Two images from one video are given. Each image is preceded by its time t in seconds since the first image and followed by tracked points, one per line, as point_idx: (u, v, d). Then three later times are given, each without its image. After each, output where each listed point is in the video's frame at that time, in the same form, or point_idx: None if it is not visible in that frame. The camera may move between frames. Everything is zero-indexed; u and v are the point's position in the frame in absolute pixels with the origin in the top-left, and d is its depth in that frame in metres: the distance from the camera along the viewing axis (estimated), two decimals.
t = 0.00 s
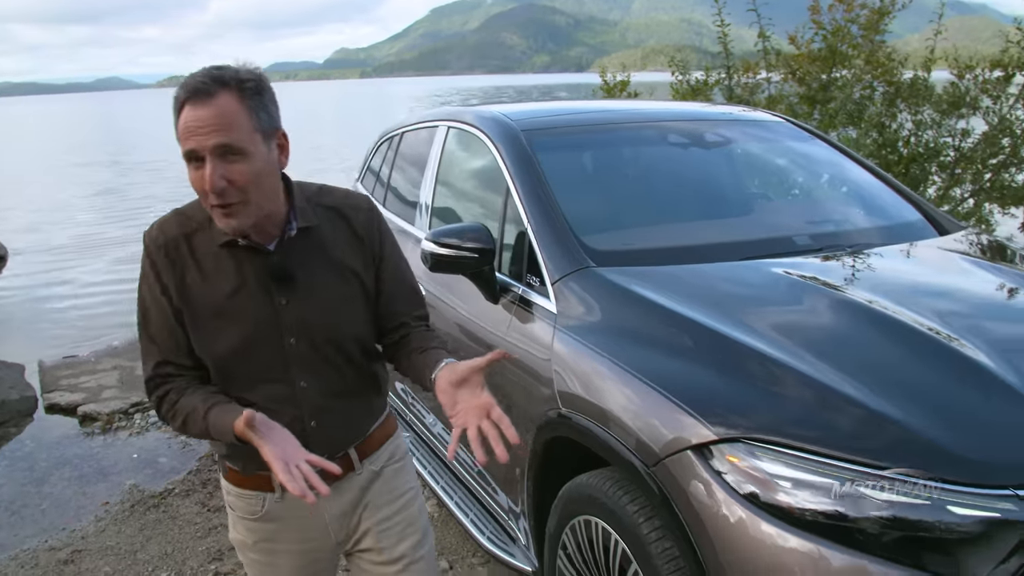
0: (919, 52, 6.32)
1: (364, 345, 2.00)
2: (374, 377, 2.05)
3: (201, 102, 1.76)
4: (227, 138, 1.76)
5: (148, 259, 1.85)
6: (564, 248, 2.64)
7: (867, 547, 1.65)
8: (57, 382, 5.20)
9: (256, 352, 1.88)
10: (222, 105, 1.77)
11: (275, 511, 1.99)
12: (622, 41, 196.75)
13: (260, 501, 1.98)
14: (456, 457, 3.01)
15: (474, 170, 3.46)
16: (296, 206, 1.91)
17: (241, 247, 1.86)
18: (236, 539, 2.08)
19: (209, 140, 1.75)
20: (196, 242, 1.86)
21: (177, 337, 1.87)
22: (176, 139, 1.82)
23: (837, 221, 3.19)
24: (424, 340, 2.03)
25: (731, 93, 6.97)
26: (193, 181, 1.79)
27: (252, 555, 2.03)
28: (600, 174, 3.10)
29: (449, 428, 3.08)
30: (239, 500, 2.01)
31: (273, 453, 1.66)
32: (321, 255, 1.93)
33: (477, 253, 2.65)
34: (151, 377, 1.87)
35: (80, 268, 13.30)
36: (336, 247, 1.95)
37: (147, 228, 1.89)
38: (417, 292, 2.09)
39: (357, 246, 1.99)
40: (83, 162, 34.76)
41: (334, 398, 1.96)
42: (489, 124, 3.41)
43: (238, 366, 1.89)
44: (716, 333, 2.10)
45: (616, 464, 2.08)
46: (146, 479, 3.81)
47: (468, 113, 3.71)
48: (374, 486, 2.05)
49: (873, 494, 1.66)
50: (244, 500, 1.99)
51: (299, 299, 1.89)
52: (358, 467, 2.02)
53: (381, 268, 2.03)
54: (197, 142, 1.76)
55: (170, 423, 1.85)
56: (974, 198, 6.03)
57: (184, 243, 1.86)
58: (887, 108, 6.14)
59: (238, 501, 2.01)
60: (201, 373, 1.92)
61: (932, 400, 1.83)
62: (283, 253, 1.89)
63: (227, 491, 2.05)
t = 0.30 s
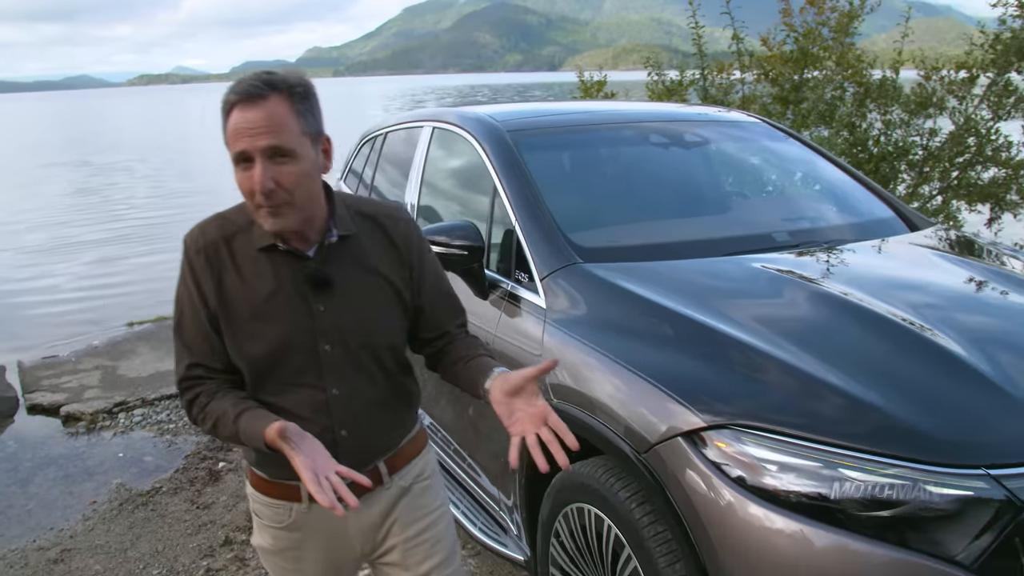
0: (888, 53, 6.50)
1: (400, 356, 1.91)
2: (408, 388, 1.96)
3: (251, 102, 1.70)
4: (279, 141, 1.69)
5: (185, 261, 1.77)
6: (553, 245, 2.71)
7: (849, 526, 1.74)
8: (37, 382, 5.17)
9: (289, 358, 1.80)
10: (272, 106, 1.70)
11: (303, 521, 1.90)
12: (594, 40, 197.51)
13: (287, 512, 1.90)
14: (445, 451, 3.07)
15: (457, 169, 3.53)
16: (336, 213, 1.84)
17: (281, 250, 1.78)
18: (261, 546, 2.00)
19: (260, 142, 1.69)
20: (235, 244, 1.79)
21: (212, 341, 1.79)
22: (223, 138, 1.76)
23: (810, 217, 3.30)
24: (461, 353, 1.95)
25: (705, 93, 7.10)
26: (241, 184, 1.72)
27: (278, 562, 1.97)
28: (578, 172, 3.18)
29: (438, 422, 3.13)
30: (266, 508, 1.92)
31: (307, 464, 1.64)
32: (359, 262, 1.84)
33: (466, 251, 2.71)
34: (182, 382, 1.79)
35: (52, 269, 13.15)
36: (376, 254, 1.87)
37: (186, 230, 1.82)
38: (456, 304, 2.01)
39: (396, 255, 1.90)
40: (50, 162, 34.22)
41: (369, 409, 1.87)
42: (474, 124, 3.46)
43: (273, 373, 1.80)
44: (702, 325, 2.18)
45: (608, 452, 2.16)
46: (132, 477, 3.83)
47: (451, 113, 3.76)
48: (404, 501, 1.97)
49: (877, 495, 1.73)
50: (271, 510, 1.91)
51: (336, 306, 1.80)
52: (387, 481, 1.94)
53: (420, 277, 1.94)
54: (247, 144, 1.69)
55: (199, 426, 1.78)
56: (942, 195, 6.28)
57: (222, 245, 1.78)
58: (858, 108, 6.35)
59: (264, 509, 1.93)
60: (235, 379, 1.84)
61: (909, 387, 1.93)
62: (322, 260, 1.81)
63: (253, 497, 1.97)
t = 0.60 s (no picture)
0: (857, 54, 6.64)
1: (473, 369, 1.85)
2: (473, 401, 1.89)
3: (369, 105, 1.67)
4: (396, 147, 1.68)
5: (269, 256, 1.70)
6: (538, 242, 2.77)
7: (827, 505, 1.81)
8: (13, 386, 5.11)
9: (367, 364, 1.71)
10: (390, 111, 1.68)
11: (359, 529, 1.79)
12: (564, 41, 198.10)
13: (344, 518, 1.79)
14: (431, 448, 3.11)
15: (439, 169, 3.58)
16: (426, 223, 1.80)
17: (371, 253, 1.72)
18: (307, 552, 1.88)
19: (377, 146, 1.67)
20: (321, 244, 1.72)
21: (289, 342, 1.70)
22: (333, 138, 1.72)
23: (784, 214, 3.39)
24: (526, 370, 1.90)
25: (680, 93, 7.19)
26: (350, 186, 1.69)
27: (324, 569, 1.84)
28: (558, 170, 3.25)
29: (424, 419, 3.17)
30: (322, 513, 1.81)
31: (385, 479, 1.55)
32: (442, 270, 1.79)
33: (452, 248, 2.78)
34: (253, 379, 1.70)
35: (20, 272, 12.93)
36: (459, 266, 1.82)
37: (268, 227, 1.75)
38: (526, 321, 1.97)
39: (476, 269, 1.85)
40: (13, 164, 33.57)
41: (441, 421, 1.79)
42: (457, 124, 3.51)
43: (350, 378, 1.72)
44: (685, 316, 2.26)
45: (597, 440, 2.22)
46: (115, 479, 3.82)
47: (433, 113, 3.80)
48: (462, 511, 1.87)
49: (877, 496, 1.79)
50: (328, 515, 1.80)
51: (420, 314, 1.74)
52: (446, 491, 1.84)
53: (498, 290, 1.89)
54: (365, 147, 1.67)
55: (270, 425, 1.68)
56: (910, 192, 6.50)
57: (308, 243, 1.71)
58: (829, 108, 6.49)
59: (320, 514, 1.82)
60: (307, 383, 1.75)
61: (883, 371, 2.02)
62: (409, 267, 1.75)
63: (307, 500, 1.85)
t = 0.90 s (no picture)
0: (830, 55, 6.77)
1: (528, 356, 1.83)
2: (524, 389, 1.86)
3: (454, 84, 1.63)
4: (478, 128, 1.64)
5: (336, 230, 1.68)
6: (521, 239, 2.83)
7: (805, 487, 1.88)
8: None
9: (428, 344, 1.68)
10: (475, 91, 1.64)
11: (405, 513, 1.76)
12: (542, 41, 198.44)
13: (391, 502, 1.76)
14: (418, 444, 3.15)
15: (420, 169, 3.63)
16: (492, 208, 1.77)
17: (440, 234, 1.69)
18: (343, 538, 1.84)
19: (461, 126, 1.63)
20: (388, 222, 1.70)
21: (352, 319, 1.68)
22: (414, 117, 1.68)
23: (760, 211, 3.47)
24: (577, 364, 1.87)
25: (658, 93, 7.30)
26: (430, 165, 1.66)
27: (362, 556, 1.81)
28: (538, 171, 3.36)
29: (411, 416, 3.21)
30: (365, 496, 1.78)
31: (459, 473, 1.50)
32: (505, 255, 1.76)
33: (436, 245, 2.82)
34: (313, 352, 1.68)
35: None
36: (521, 252, 1.79)
37: (335, 202, 1.73)
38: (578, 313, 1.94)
39: (537, 258, 1.82)
40: None
41: (495, 407, 1.77)
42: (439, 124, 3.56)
43: (410, 358, 1.69)
44: (668, 308, 2.34)
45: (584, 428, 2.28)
46: (99, 480, 3.83)
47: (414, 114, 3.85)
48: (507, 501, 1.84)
49: (877, 495, 1.86)
50: (373, 497, 1.76)
51: (482, 297, 1.71)
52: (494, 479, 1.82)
53: (554, 278, 1.86)
54: (447, 127, 1.63)
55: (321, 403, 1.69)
56: (882, 190, 6.64)
57: (374, 219, 1.69)
58: (803, 108, 6.61)
59: (363, 497, 1.78)
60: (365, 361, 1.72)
61: (856, 357, 2.11)
62: (474, 249, 1.72)
63: (349, 483, 1.81)
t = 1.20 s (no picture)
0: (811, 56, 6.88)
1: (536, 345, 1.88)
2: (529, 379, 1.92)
3: (472, 76, 1.71)
4: (494, 118, 1.71)
5: (357, 217, 1.73)
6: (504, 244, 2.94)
7: (777, 478, 1.97)
8: None
9: (443, 331, 1.73)
10: (491, 83, 1.72)
11: (412, 497, 1.82)
12: (531, 42, 198.57)
13: (398, 486, 1.82)
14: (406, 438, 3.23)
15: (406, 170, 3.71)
16: (504, 200, 1.83)
17: (455, 223, 1.75)
18: (349, 521, 1.89)
19: (477, 116, 1.70)
20: (405, 211, 1.75)
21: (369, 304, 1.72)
22: (432, 108, 1.76)
23: (740, 210, 3.55)
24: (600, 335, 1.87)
25: (642, 95, 7.25)
26: (446, 155, 1.73)
27: (368, 539, 1.86)
28: (522, 172, 3.44)
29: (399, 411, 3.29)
30: (372, 480, 1.84)
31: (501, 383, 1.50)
32: (517, 247, 1.82)
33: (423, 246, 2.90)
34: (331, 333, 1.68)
35: None
36: (532, 244, 1.85)
37: (354, 191, 1.79)
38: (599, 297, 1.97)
39: (547, 251, 1.88)
40: None
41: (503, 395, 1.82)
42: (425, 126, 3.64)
43: (425, 344, 1.73)
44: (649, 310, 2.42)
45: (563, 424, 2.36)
46: (92, 477, 3.88)
47: (400, 116, 3.93)
48: (511, 491, 1.91)
49: (878, 495, 1.93)
50: (381, 481, 1.82)
51: (495, 287, 1.76)
52: (499, 468, 1.88)
53: (564, 271, 1.91)
54: (464, 116, 1.71)
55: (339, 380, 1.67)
56: (863, 189, 6.75)
57: (393, 208, 1.75)
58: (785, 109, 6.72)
59: (371, 480, 1.84)
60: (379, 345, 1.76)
61: (831, 354, 2.18)
62: (487, 240, 1.78)
63: (357, 469, 1.87)
